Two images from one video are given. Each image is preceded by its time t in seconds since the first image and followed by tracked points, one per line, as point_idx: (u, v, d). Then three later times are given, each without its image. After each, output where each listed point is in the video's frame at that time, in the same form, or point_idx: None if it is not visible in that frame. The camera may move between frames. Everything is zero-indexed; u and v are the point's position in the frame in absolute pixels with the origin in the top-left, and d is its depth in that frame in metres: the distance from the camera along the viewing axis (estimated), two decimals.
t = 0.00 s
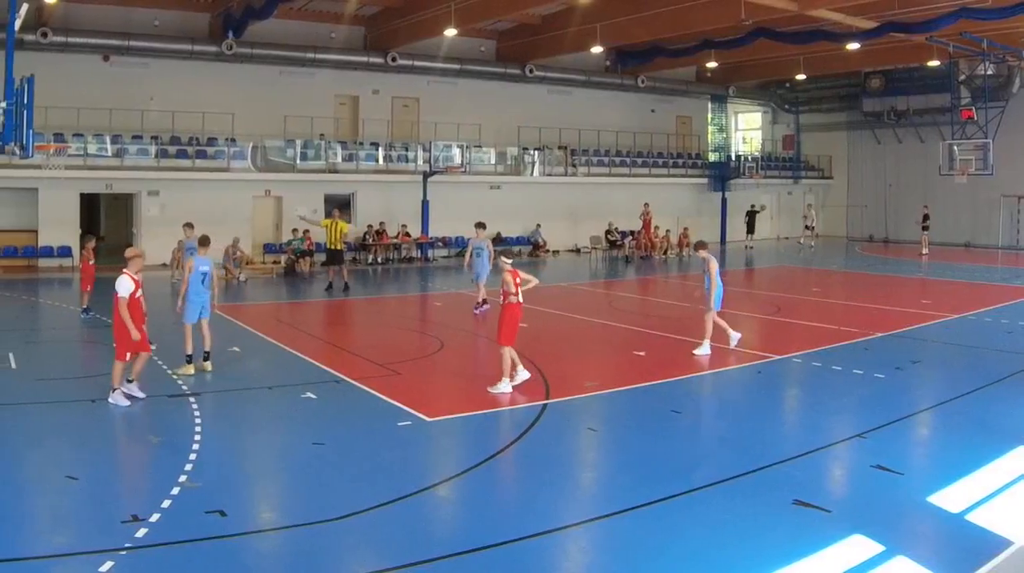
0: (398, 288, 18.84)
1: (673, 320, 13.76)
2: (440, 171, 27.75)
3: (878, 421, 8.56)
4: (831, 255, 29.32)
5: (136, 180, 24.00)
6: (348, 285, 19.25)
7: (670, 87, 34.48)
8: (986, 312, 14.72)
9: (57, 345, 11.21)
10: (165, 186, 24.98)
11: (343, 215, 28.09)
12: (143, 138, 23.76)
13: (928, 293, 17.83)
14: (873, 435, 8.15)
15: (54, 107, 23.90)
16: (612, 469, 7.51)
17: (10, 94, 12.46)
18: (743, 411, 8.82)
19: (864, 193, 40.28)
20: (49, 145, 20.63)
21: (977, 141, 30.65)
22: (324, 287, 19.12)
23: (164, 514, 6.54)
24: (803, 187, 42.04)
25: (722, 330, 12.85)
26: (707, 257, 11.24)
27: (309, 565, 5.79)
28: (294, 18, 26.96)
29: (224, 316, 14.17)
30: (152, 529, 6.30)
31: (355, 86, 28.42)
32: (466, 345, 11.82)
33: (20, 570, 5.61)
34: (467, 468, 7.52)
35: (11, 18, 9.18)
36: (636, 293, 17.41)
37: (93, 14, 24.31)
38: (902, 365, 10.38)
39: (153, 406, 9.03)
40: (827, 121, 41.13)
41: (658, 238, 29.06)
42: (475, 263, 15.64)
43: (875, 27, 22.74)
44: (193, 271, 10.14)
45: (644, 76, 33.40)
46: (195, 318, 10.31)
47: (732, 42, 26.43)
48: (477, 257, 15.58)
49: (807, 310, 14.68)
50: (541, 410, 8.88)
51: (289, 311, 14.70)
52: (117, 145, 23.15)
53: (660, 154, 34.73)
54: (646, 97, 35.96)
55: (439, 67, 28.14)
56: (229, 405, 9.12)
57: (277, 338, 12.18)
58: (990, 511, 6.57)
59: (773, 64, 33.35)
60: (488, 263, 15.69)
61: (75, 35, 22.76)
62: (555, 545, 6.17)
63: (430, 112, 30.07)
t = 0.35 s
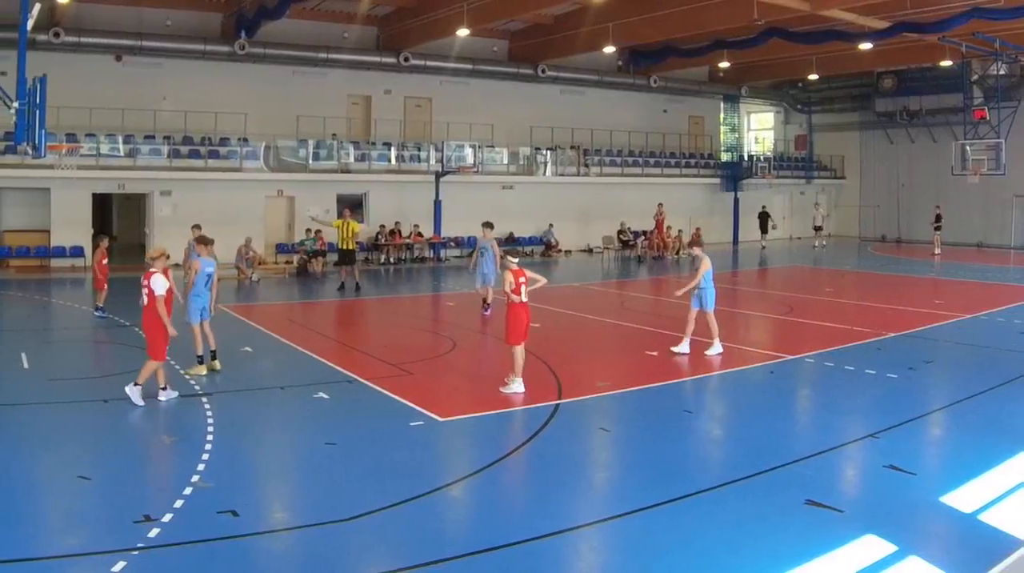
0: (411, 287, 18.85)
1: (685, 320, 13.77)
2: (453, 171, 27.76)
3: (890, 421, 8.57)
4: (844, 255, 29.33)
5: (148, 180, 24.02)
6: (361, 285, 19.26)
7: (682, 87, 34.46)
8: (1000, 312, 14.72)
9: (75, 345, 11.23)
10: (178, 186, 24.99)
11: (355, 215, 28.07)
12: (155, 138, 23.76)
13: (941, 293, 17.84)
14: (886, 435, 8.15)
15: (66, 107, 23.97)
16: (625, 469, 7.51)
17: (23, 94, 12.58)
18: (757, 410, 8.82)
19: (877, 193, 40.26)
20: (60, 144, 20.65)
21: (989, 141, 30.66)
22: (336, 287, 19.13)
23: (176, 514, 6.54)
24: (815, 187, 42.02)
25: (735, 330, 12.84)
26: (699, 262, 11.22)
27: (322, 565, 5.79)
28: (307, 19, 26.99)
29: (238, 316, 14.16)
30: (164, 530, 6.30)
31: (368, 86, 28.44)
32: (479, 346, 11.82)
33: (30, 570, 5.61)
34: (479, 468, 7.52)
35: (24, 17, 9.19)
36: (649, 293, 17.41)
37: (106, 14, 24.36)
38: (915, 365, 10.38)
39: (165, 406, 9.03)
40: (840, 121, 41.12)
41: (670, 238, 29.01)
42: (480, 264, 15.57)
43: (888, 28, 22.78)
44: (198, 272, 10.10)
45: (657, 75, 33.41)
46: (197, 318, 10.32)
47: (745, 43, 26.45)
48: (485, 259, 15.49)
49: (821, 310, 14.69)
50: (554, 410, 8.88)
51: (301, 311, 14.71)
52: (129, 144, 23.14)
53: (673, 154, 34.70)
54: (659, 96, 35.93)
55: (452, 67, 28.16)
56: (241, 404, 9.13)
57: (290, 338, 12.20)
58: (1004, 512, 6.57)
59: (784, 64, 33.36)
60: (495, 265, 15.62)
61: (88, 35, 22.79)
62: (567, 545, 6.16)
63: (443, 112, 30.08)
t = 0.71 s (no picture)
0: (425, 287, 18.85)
1: (699, 320, 13.76)
2: (467, 171, 27.77)
3: (904, 421, 8.57)
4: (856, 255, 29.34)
5: (162, 180, 24.04)
6: (375, 285, 19.26)
7: (696, 87, 34.45)
8: (1016, 312, 14.74)
9: (91, 345, 11.23)
10: (191, 186, 25.00)
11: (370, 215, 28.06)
12: (169, 138, 23.78)
13: (955, 293, 17.84)
14: (900, 435, 8.15)
15: (80, 107, 24.00)
16: (639, 469, 7.51)
17: (37, 94, 12.60)
18: (771, 410, 8.82)
19: (890, 193, 40.26)
20: (75, 145, 20.67)
21: (1003, 142, 30.66)
22: (350, 287, 19.13)
23: (190, 514, 6.54)
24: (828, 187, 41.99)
25: (749, 329, 12.85)
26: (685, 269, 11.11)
27: (337, 565, 5.79)
28: (321, 19, 26.99)
29: (253, 315, 14.15)
30: (178, 530, 6.30)
31: (382, 86, 28.46)
32: (492, 345, 11.82)
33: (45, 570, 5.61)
34: (493, 468, 7.52)
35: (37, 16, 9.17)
36: (663, 293, 17.41)
37: (119, 14, 24.38)
38: (929, 365, 10.38)
39: (179, 406, 9.05)
40: (854, 121, 41.12)
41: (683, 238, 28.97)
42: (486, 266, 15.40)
43: (902, 28, 22.79)
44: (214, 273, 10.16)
45: (671, 75, 33.41)
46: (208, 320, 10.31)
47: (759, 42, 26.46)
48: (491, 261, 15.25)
49: (834, 310, 14.69)
50: (568, 410, 8.88)
51: (315, 311, 14.70)
52: (143, 144, 23.16)
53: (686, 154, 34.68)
54: (673, 96, 35.89)
55: (466, 66, 28.18)
56: (256, 405, 9.13)
57: (304, 337, 12.21)
58: (1018, 512, 6.57)
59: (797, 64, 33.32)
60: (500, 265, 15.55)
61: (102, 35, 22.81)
62: (581, 545, 6.16)
63: (457, 112, 30.11)
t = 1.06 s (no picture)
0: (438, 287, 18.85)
1: (711, 320, 13.75)
2: (479, 171, 27.74)
3: (917, 421, 8.57)
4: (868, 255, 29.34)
5: (173, 180, 24.06)
6: (387, 285, 19.26)
7: (708, 87, 34.43)
8: None
9: (104, 346, 11.23)
10: (204, 185, 24.99)
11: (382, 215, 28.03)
12: (181, 138, 23.80)
13: (969, 293, 17.84)
14: (912, 435, 8.15)
15: (93, 107, 24.04)
16: (652, 469, 7.50)
17: (49, 94, 12.62)
18: (784, 410, 8.81)
19: (903, 193, 40.25)
20: (87, 145, 20.69)
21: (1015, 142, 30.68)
22: (363, 287, 19.13)
23: (202, 514, 6.54)
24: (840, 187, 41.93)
25: (762, 329, 12.84)
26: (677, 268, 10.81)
27: (350, 564, 5.79)
28: (333, 19, 27.00)
29: (266, 315, 14.14)
30: (191, 529, 6.30)
31: (394, 86, 28.48)
32: (504, 346, 11.82)
33: (58, 570, 5.61)
34: (505, 468, 7.51)
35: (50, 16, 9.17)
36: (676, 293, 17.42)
37: (131, 14, 24.39)
38: (941, 365, 10.38)
39: (190, 406, 9.05)
40: (866, 121, 41.11)
41: (696, 238, 28.91)
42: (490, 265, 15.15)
43: (914, 27, 22.81)
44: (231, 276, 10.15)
45: (683, 75, 33.42)
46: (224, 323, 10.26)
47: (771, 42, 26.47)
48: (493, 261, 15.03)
49: (847, 310, 14.69)
50: (580, 410, 8.88)
51: (327, 311, 14.70)
52: (155, 144, 23.17)
53: (698, 154, 34.66)
54: (685, 96, 35.87)
55: (478, 66, 28.19)
56: (267, 405, 9.13)
57: (315, 337, 12.21)
58: None
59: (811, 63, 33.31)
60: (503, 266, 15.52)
61: (114, 35, 22.82)
62: (594, 545, 6.15)
63: (469, 112, 30.13)
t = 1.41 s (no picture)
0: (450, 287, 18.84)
1: (723, 320, 13.74)
2: (491, 172, 27.75)
3: (929, 421, 8.56)
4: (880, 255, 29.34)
5: (186, 180, 24.06)
6: (400, 285, 19.26)
7: (720, 86, 34.38)
8: None
9: (117, 346, 11.23)
10: (216, 185, 25.00)
11: (395, 215, 28.03)
12: (193, 138, 23.82)
13: (982, 292, 17.85)
14: (925, 435, 8.15)
15: (104, 107, 24.06)
16: (663, 469, 7.50)
17: (61, 94, 12.61)
18: (796, 410, 8.82)
19: (916, 192, 40.25)
20: (101, 145, 20.71)
21: None
22: (375, 287, 19.13)
23: (215, 514, 6.54)
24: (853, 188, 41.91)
25: (775, 329, 12.83)
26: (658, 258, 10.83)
27: (362, 565, 5.78)
28: (345, 18, 27.00)
29: (277, 315, 14.15)
30: (204, 529, 6.31)
31: (407, 86, 28.50)
32: (515, 346, 11.82)
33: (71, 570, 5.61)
34: (517, 468, 7.51)
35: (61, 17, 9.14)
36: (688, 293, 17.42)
37: (143, 14, 24.39)
38: (953, 365, 10.37)
39: (201, 406, 9.06)
40: (880, 121, 41.08)
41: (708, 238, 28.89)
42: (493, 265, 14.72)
43: (927, 27, 22.81)
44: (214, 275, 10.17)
45: (695, 75, 33.40)
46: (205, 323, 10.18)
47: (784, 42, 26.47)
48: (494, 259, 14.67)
49: (859, 310, 14.68)
50: (592, 410, 8.89)
51: (340, 311, 14.72)
52: (168, 144, 23.18)
53: (711, 154, 34.64)
54: (698, 96, 35.82)
55: (490, 66, 28.21)
56: (281, 405, 9.14)
57: (327, 337, 12.22)
58: None
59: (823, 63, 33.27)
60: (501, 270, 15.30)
61: (127, 35, 22.75)
62: (605, 545, 6.16)
63: (482, 111, 30.14)
